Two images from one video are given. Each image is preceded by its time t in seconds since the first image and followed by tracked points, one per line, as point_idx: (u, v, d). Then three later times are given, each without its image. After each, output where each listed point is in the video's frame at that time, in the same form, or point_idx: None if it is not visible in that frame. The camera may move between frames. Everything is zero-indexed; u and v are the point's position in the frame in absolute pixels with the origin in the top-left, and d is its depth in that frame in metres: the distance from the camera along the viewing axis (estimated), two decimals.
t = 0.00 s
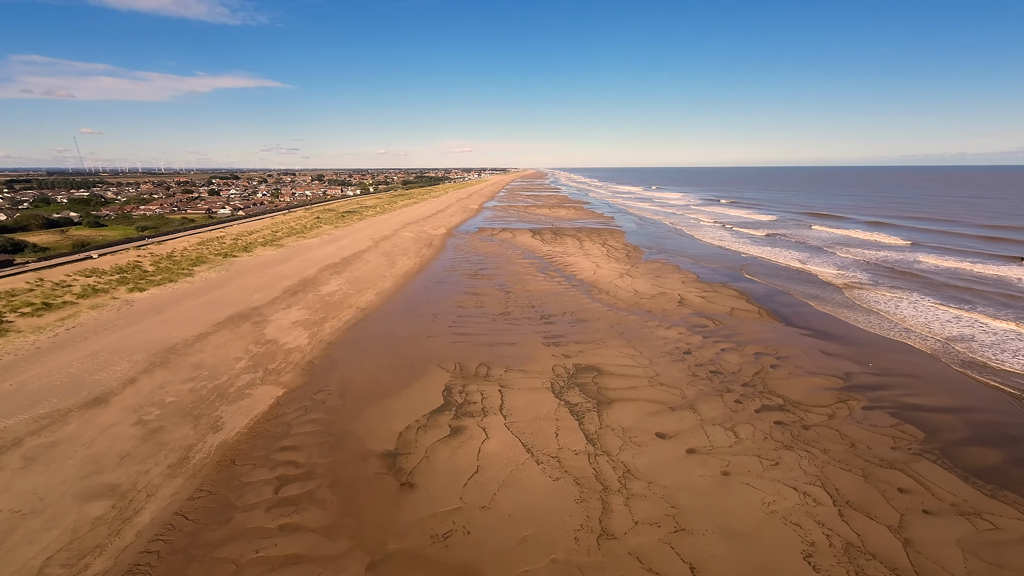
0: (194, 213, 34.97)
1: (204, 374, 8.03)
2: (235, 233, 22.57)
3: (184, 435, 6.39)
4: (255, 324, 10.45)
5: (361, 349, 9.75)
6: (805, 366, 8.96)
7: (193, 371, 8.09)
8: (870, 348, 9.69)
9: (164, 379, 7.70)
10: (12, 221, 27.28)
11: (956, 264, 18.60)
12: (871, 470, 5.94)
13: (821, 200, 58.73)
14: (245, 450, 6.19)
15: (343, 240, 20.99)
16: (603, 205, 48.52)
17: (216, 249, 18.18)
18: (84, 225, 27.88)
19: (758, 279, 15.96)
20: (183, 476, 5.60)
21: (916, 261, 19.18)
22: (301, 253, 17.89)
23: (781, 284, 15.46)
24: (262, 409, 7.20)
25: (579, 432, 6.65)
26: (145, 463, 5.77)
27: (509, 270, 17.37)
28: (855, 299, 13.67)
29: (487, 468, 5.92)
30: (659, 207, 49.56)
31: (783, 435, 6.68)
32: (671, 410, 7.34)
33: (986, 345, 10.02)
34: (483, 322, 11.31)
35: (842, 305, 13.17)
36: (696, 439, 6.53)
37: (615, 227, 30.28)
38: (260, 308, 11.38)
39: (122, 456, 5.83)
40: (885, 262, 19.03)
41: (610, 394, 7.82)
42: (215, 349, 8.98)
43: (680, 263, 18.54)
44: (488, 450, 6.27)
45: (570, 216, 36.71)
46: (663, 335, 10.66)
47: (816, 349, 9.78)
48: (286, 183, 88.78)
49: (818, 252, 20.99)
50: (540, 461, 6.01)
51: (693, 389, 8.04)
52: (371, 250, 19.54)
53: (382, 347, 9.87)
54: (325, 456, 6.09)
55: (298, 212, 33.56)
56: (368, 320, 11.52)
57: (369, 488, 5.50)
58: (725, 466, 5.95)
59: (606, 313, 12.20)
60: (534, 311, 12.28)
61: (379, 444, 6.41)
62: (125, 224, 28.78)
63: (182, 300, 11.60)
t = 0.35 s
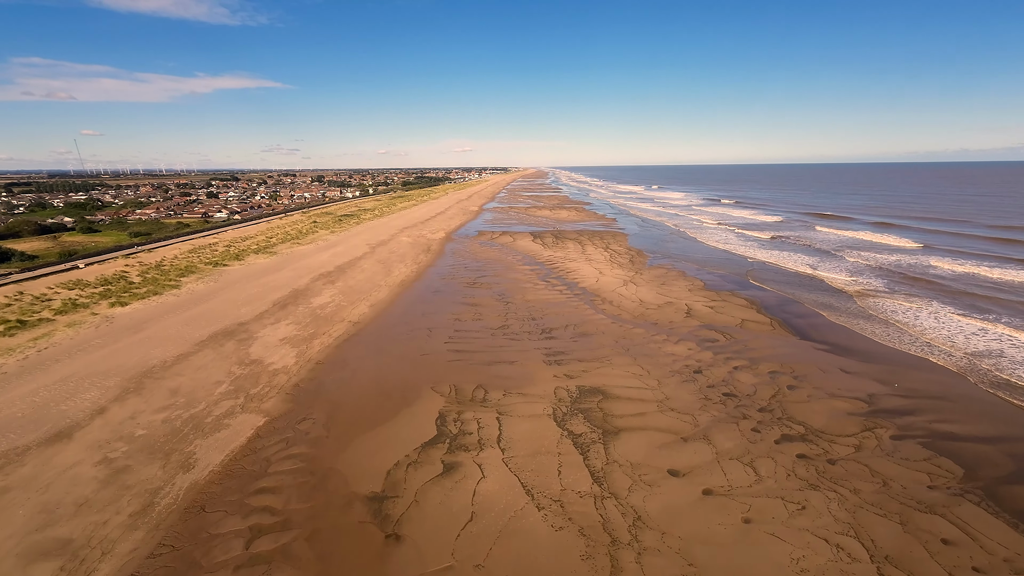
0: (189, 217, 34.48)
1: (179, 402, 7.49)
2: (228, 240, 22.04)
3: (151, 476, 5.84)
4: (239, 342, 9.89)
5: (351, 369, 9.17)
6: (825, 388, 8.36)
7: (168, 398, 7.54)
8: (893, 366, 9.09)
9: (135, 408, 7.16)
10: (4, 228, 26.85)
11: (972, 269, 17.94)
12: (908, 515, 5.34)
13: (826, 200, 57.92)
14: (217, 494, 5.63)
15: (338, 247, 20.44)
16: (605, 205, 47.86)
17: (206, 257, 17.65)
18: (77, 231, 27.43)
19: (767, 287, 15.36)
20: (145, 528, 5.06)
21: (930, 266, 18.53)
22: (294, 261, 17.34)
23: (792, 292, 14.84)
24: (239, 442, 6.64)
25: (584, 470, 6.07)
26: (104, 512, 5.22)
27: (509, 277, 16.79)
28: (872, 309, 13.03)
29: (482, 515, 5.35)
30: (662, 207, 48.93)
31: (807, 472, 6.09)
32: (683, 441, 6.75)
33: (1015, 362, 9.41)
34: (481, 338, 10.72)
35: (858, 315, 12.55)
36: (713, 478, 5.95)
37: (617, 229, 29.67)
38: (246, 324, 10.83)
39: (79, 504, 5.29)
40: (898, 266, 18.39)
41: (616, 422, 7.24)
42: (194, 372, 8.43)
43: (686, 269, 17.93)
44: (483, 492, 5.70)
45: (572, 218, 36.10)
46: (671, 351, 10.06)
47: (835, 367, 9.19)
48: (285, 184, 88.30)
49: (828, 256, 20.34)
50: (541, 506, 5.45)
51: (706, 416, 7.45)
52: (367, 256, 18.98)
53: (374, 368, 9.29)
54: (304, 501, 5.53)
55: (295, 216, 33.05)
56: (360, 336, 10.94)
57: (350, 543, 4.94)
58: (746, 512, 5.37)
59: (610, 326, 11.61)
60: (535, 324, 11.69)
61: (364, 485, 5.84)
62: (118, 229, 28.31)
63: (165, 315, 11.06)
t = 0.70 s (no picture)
0: (184, 221, 33.96)
1: (150, 432, 6.93)
2: (221, 245, 21.50)
3: (108, 524, 5.27)
4: (221, 361, 9.34)
5: (338, 391, 8.60)
6: (846, 413, 7.77)
7: (138, 428, 6.99)
8: (917, 387, 8.51)
9: (100, 441, 6.60)
10: None
11: (988, 273, 17.31)
12: (953, 570, 4.76)
13: (829, 199, 57.23)
14: (181, 544, 5.07)
15: (333, 252, 19.88)
16: (605, 206, 47.21)
17: (195, 265, 17.10)
18: (68, 236, 26.88)
19: (776, 295, 14.78)
20: None
21: (943, 270, 17.89)
22: (286, 269, 16.78)
23: (802, 300, 14.27)
24: (211, 480, 6.07)
25: (588, 514, 5.50)
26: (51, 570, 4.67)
27: (508, 285, 16.21)
28: (887, 319, 12.45)
29: (475, 571, 4.77)
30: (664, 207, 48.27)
31: (835, 515, 5.51)
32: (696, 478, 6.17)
33: None
34: (477, 354, 10.15)
35: (873, 326, 11.97)
36: (731, 524, 5.37)
37: (619, 231, 29.07)
38: (230, 340, 10.27)
39: (24, 561, 4.74)
40: (910, 271, 17.77)
41: (623, 454, 6.67)
42: (169, 397, 7.87)
43: (691, 275, 17.33)
44: (477, 542, 5.12)
45: (573, 220, 35.48)
46: (680, 369, 9.49)
47: (855, 388, 8.61)
48: (285, 184, 87.83)
49: (836, 260, 19.74)
50: (541, 561, 4.87)
51: (720, 446, 6.87)
52: (362, 263, 18.42)
53: (363, 389, 8.73)
54: (276, 554, 4.97)
55: (291, 219, 32.50)
56: (349, 353, 10.37)
57: None
58: (770, 567, 4.79)
59: (613, 340, 11.03)
60: (535, 338, 11.12)
61: (345, 534, 5.28)
62: (110, 234, 27.78)
63: (145, 331, 10.50)
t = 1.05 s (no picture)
0: (180, 224, 33.48)
1: (115, 466, 6.38)
2: (213, 251, 20.95)
3: None
4: (201, 382, 8.78)
5: (323, 416, 8.02)
6: (871, 441, 7.18)
7: (103, 462, 6.44)
8: (946, 410, 7.90)
9: (59, 478, 6.06)
10: None
11: (1006, 279, 16.66)
12: None
13: (834, 199, 56.53)
14: None
15: (327, 258, 19.33)
16: (607, 207, 46.57)
17: (184, 273, 16.55)
18: (59, 241, 26.37)
19: (786, 304, 14.16)
20: None
21: (959, 275, 17.23)
22: (277, 277, 16.22)
23: (814, 309, 13.65)
24: (176, 525, 5.50)
25: (593, 568, 4.92)
26: None
27: (507, 293, 15.63)
28: (906, 330, 11.83)
29: None
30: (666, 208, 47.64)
31: (869, 569, 4.93)
32: (712, 521, 5.59)
33: None
34: (473, 373, 9.57)
35: (891, 339, 11.35)
36: None
37: (621, 234, 28.47)
38: (212, 358, 9.72)
39: None
40: (925, 276, 17.13)
41: (630, 492, 6.09)
42: (141, 424, 7.33)
43: (697, 281, 16.71)
44: None
45: (574, 221, 34.88)
46: (689, 389, 8.90)
47: (879, 411, 8.01)
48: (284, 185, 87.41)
49: (846, 265, 19.08)
50: None
51: (736, 482, 6.29)
52: (356, 270, 17.85)
53: (350, 413, 8.14)
54: None
55: (288, 222, 31.97)
56: (338, 370, 9.80)
57: None
58: None
59: (618, 355, 10.46)
60: (535, 354, 10.54)
61: None
62: (102, 238, 27.27)
63: (122, 347, 9.94)
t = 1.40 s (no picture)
0: (174, 227, 32.96)
1: (73, 509, 5.82)
2: (204, 257, 20.39)
3: None
4: (177, 406, 8.22)
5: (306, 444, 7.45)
6: (901, 474, 6.58)
7: (60, 504, 5.88)
8: (980, 437, 7.30)
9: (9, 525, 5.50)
10: None
11: None
12: None
13: (838, 198, 55.83)
14: None
15: (321, 265, 18.77)
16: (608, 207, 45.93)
17: (171, 282, 15.98)
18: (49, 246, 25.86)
19: (797, 313, 13.54)
20: None
21: (976, 281, 16.58)
22: (267, 285, 15.65)
23: (826, 320, 13.03)
24: None
25: None
26: None
27: (506, 302, 15.03)
28: (925, 343, 11.21)
29: None
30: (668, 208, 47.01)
31: None
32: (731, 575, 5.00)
33: None
34: (469, 393, 8.99)
35: (911, 353, 10.74)
36: None
37: (623, 237, 27.87)
38: (192, 378, 9.15)
39: None
40: (939, 282, 16.50)
41: (639, 538, 5.50)
42: (107, 458, 6.76)
43: (703, 289, 16.10)
44: None
45: (575, 223, 34.26)
46: (699, 412, 8.31)
47: (906, 439, 7.41)
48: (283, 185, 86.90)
49: (857, 270, 18.44)
50: None
51: (756, 524, 5.71)
52: (350, 277, 17.28)
53: (335, 441, 7.57)
54: None
55: (284, 225, 31.41)
56: (326, 390, 9.23)
57: None
58: None
59: (622, 373, 9.87)
60: (534, 371, 9.96)
61: None
62: (94, 243, 26.75)
63: (97, 365, 9.38)
